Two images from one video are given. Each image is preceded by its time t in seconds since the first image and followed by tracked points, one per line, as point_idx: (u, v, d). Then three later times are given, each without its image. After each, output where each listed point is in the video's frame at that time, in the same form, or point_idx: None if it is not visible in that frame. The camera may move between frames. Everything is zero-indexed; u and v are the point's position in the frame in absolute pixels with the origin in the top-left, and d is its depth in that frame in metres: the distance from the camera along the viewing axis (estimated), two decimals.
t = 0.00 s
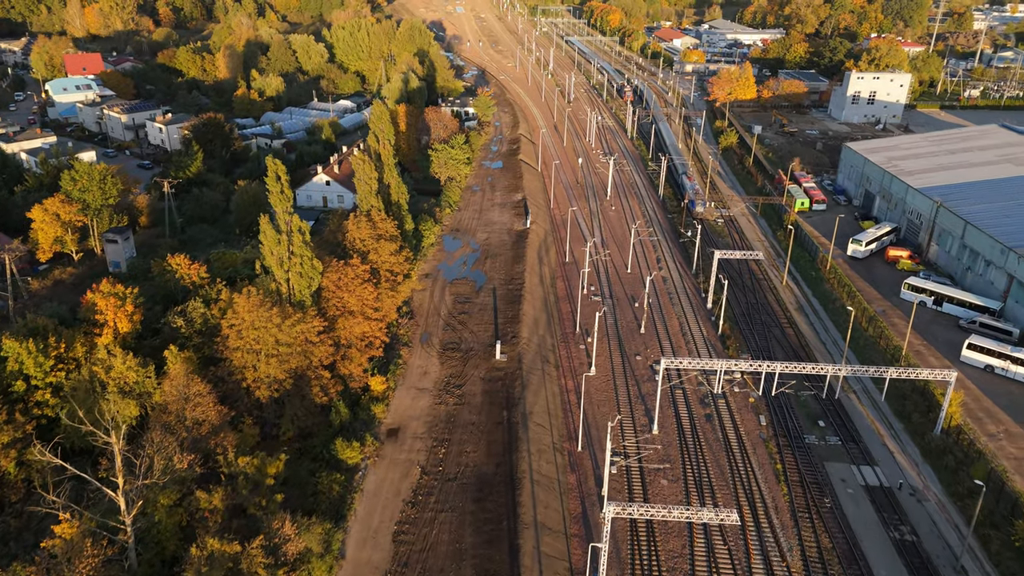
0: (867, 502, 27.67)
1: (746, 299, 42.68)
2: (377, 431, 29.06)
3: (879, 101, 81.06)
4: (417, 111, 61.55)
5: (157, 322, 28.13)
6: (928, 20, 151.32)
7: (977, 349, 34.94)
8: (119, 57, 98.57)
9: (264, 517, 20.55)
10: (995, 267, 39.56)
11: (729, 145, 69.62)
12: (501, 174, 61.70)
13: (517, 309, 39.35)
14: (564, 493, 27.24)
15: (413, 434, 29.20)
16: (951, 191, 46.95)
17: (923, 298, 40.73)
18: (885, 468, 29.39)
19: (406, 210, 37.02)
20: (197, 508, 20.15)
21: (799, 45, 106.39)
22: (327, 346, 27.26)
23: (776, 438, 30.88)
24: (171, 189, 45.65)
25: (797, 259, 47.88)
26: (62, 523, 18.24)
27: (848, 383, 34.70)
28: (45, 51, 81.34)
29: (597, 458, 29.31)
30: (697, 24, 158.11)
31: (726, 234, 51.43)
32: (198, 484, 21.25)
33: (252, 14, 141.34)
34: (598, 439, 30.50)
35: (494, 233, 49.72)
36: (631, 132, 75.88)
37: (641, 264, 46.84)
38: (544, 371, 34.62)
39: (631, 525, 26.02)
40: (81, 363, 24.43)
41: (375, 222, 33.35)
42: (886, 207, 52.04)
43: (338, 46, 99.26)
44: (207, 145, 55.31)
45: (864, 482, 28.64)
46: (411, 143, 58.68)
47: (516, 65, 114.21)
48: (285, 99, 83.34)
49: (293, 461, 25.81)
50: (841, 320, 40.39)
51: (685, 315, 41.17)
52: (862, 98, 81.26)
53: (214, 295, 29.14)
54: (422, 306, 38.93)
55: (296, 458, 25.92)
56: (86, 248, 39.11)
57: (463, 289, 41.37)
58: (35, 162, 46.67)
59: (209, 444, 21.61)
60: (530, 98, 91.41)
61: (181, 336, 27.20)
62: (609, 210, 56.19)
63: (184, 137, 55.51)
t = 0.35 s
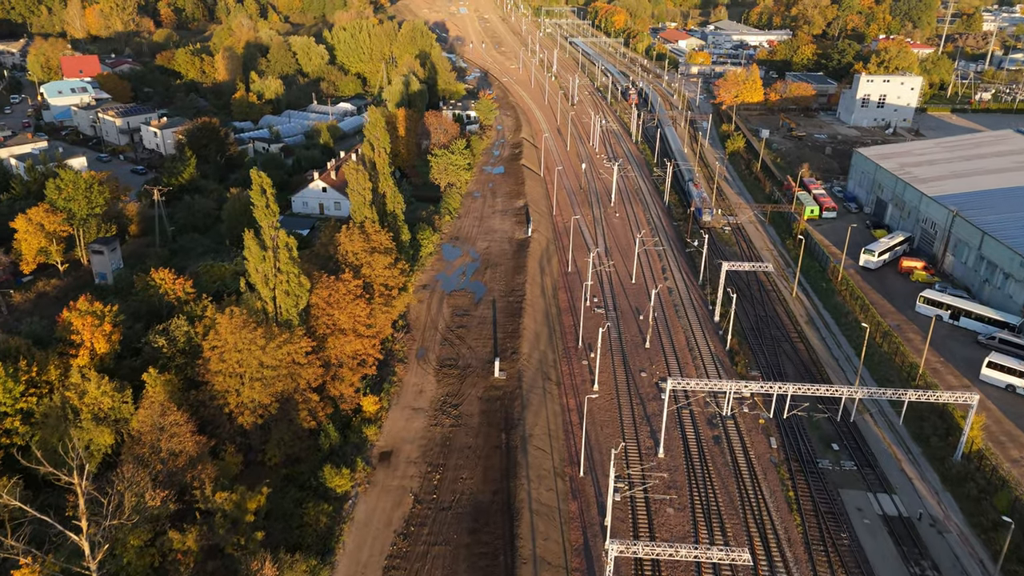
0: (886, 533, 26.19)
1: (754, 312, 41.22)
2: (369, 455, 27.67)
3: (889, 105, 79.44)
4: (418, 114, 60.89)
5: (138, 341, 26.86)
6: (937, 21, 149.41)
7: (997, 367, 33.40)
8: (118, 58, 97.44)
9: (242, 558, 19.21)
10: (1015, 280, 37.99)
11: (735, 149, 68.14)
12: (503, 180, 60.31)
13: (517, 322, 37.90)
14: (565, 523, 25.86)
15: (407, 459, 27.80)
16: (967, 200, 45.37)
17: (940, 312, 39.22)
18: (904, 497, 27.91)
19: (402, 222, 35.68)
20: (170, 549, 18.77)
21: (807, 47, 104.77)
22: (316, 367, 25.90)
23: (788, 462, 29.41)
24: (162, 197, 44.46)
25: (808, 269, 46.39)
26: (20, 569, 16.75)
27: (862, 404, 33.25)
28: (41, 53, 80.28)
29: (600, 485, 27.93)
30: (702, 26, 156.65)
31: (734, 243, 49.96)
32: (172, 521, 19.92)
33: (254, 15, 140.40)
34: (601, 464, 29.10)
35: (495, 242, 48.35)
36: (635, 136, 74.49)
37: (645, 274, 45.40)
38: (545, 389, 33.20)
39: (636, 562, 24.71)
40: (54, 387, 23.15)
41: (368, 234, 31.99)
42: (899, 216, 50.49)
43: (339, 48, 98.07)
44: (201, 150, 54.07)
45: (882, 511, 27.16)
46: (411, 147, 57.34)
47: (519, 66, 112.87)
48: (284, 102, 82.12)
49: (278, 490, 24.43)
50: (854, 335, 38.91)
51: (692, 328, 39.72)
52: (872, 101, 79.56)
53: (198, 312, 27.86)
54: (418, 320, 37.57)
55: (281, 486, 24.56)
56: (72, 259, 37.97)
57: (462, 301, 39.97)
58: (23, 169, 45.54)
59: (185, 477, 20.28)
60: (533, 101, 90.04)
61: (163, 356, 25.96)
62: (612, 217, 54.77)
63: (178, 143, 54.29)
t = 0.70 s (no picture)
0: (906, 569, 24.71)
1: (764, 326, 39.73)
2: (359, 482, 26.29)
3: (900, 108, 77.76)
4: (417, 118, 59.62)
5: (118, 362, 25.57)
6: (946, 22, 147.51)
7: (1019, 388, 31.87)
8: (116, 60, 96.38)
9: None
10: None
11: (743, 154, 66.64)
12: (504, 186, 58.92)
13: (517, 337, 36.48)
14: (565, 557, 24.46)
15: (399, 485, 26.43)
16: (984, 209, 43.78)
17: (957, 327, 37.69)
18: (924, 528, 26.41)
19: (398, 233, 34.34)
20: None
21: (814, 49, 103.17)
22: (303, 391, 24.55)
23: (801, 490, 27.92)
24: (152, 205, 43.21)
25: (818, 281, 44.88)
26: None
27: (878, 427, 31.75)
28: (37, 55, 79.23)
29: (602, 514, 26.52)
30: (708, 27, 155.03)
31: (742, 254, 48.47)
32: (143, 565, 18.52)
33: (256, 17, 139.36)
34: (603, 491, 27.69)
35: (496, 251, 46.95)
36: (640, 140, 73.04)
37: (651, 286, 43.95)
38: (545, 409, 31.79)
39: None
40: (24, 415, 21.87)
41: (361, 248, 30.60)
42: (912, 225, 48.95)
43: (340, 50, 96.82)
44: (196, 155, 52.84)
45: (901, 544, 25.66)
46: (410, 153, 55.97)
47: (522, 68, 111.57)
48: (283, 105, 80.93)
49: (261, 523, 23.07)
50: (868, 351, 37.38)
51: (698, 344, 38.23)
52: (882, 105, 77.96)
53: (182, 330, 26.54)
54: (414, 334, 36.19)
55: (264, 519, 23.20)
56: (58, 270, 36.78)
57: (460, 314, 38.53)
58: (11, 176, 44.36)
59: (157, 517, 18.98)
60: (536, 104, 88.62)
61: (143, 378, 24.65)
62: (616, 225, 53.35)
63: (172, 148, 53.09)
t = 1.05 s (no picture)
0: None
1: (773, 341, 38.24)
2: (348, 512, 24.91)
3: (910, 112, 76.12)
4: (417, 122, 58.28)
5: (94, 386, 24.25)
6: (955, 23, 145.59)
7: None
8: (114, 62, 95.29)
9: None
10: None
11: (750, 159, 65.15)
12: (505, 192, 57.50)
13: (516, 353, 35.04)
14: None
15: (390, 515, 25.05)
16: (1002, 218, 42.19)
17: (976, 343, 36.16)
18: (946, 562, 24.91)
19: (393, 245, 32.96)
20: None
21: (822, 50, 101.55)
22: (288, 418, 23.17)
23: (814, 520, 26.45)
24: (141, 213, 41.94)
25: (829, 293, 43.37)
26: None
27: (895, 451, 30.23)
28: (33, 58, 78.18)
29: (605, 546, 25.09)
30: (713, 27, 153.46)
31: (750, 264, 47.05)
32: None
33: (257, 18, 138.31)
34: (606, 521, 26.25)
35: (496, 261, 45.56)
36: (645, 145, 71.62)
37: (656, 298, 42.50)
38: (545, 432, 30.37)
39: None
40: None
41: (352, 262, 29.20)
42: (926, 234, 47.39)
43: (340, 52, 95.60)
44: (189, 161, 51.57)
45: None
46: (409, 159, 54.62)
47: (525, 70, 110.25)
48: (282, 108, 79.72)
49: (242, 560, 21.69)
50: (882, 368, 35.89)
51: (705, 360, 36.74)
52: (892, 108, 76.33)
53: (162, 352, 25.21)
54: (410, 350, 34.80)
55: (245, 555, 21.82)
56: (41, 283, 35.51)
57: (458, 328, 37.08)
58: None
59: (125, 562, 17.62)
60: (539, 107, 87.24)
61: (119, 405, 23.32)
62: (620, 233, 51.93)
63: (165, 153, 51.86)
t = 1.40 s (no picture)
0: None
1: (783, 357, 36.78)
2: (335, 546, 23.54)
3: (921, 116, 74.46)
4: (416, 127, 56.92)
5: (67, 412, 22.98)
6: (964, 24, 143.58)
7: None
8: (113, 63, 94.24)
9: None
10: None
11: (757, 164, 63.69)
12: (506, 199, 56.10)
13: (516, 371, 33.63)
14: None
15: (380, 549, 23.65)
16: (1021, 229, 40.57)
17: (996, 361, 34.62)
18: None
19: (387, 258, 31.71)
20: None
21: (830, 52, 99.86)
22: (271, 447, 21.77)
23: (829, 553, 24.98)
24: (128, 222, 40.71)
25: (841, 306, 41.86)
26: None
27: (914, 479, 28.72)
28: (29, 60, 77.17)
29: None
30: (719, 28, 151.82)
31: (758, 275, 45.63)
32: None
33: (259, 19, 137.20)
34: (609, 554, 24.82)
35: (496, 271, 44.14)
36: (649, 149, 70.25)
37: (661, 311, 41.08)
38: (545, 456, 28.96)
39: None
40: None
41: (342, 279, 27.83)
42: (940, 244, 45.83)
43: (341, 53, 94.33)
44: (181, 167, 50.32)
45: None
46: (408, 164, 53.25)
47: (528, 72, 108.88)
48: (281, 111, 78.52)
49: None
50: (897, 387, 34.44)
51: (712, 377, 35.28)
52: (902, 112, 74.66)
53: (139, 375, 23.97)
54: (404, 367, 33.42)
55: None
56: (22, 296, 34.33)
57: (455, 344, 35.63)
58: None
59: None
60: (542, 110, 85.86)
61: (92, 433, 22.05)
62: (624, 241, 50.54)
63: (157, 158, 50.63)
